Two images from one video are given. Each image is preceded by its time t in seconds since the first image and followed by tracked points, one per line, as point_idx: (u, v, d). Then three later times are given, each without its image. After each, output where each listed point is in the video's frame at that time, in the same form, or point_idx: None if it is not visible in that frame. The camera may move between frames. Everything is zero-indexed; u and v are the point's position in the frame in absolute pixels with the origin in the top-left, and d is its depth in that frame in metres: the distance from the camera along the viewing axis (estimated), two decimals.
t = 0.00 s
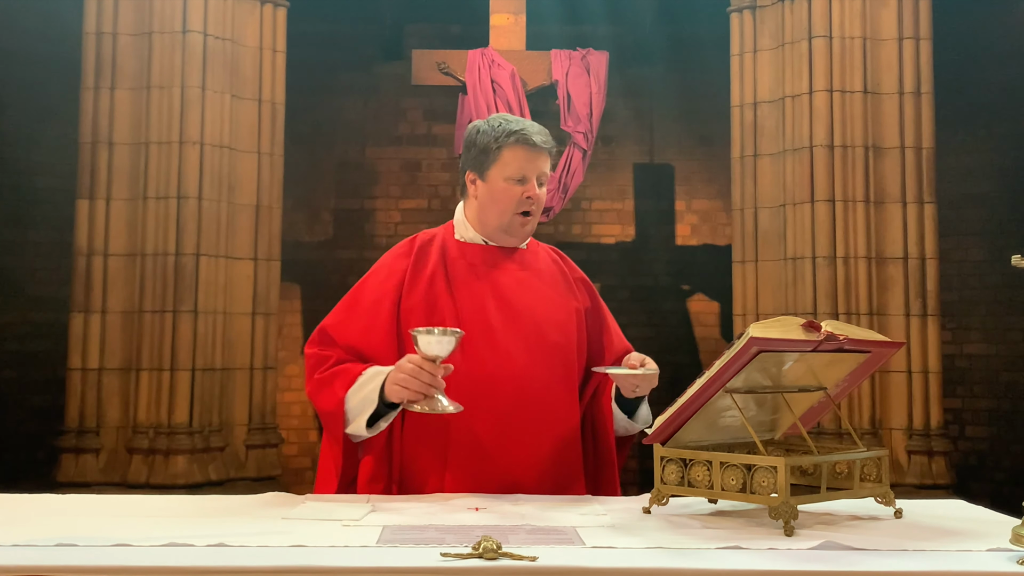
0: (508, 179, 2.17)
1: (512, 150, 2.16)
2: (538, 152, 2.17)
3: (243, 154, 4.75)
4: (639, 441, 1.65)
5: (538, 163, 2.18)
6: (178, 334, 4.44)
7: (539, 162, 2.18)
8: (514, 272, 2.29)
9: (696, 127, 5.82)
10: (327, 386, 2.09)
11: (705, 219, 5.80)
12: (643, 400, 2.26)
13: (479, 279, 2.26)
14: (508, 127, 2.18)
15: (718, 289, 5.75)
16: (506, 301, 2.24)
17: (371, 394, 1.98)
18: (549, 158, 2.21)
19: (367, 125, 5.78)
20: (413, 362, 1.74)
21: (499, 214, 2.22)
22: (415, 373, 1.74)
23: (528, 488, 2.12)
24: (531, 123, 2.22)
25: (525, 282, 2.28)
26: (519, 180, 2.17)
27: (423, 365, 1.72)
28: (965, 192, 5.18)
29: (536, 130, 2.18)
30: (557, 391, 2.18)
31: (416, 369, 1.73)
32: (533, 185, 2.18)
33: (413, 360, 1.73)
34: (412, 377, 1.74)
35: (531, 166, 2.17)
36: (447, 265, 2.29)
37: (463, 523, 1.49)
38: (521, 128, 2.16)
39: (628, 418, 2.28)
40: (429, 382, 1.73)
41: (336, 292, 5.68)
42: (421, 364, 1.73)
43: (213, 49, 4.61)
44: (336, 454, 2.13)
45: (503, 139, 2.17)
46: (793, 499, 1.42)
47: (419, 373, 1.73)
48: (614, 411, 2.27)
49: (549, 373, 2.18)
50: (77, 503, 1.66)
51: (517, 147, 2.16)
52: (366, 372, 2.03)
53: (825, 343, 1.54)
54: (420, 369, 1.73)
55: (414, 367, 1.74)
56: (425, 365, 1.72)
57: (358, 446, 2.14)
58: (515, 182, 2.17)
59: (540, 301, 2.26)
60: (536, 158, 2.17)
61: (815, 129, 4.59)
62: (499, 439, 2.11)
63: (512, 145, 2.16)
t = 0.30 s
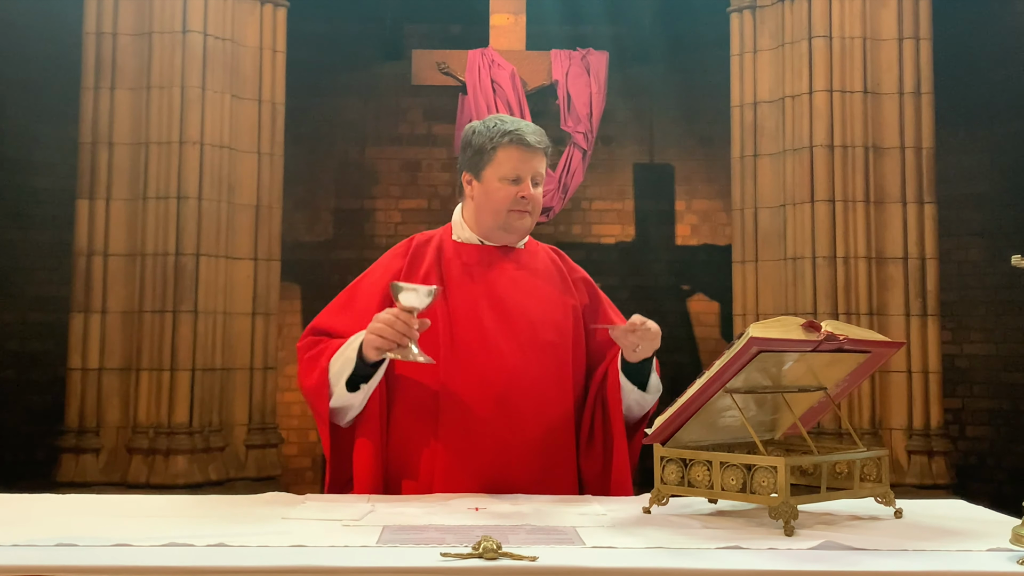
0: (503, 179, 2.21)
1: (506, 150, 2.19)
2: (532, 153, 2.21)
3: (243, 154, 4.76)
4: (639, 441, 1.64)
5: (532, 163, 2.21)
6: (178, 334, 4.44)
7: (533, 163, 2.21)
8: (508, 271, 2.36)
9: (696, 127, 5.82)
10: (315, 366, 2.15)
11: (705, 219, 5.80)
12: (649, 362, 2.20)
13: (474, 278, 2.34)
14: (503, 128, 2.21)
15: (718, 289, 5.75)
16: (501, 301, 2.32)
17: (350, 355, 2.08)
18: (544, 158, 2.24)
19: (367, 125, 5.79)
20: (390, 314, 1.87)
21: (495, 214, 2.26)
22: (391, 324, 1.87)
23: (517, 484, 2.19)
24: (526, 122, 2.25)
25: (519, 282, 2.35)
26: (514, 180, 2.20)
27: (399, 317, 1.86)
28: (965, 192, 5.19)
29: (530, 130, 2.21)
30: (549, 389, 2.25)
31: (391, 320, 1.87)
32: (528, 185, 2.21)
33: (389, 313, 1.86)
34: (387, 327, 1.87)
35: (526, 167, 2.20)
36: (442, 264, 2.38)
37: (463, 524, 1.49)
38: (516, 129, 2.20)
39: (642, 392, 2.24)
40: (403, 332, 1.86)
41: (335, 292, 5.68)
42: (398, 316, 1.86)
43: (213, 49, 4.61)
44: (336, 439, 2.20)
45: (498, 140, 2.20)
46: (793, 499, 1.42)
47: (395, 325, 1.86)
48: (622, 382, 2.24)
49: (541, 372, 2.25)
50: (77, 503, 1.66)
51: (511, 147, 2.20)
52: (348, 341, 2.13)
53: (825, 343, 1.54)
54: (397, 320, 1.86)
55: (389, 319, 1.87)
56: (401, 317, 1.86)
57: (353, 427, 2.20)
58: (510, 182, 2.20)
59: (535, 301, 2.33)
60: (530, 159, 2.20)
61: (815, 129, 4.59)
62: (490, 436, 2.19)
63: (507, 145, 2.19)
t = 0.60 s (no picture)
0: (499, 180, 2.21)
1: (503, 151, 2.19)
2: (529, 154, 2.20)
3: (243, 154, 4.76)
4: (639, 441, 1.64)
5: (529, 164, 2.21)
6: (178, 334, 4.44)
7: (530, 164, 2.21)
8: (504, 270, 2.37)
9: (696, 127, 5.83)
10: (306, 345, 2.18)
11: (705, 219, 5.80)
12: (658, 319, 2.18)
13: (470, 277, 2.36)
14: (500, 129, 2.21)
15: (719, 289, 5.75)
16: (496, 301, 2.33)
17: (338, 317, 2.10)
18: (541, 159, 2.24)
19: (367, 125, 5.79)
20: (378, 273, 1.88)
21: (491, 215, 2.27)
22: (378, 284, 1.87)
23: (510, 484, 2.21)
24: (523, 123, 2.24)
25: (515, 280, 2.37)
26: (510, 181, 2.21)
27: (386, 276, 1.87)
28: (965, 192, 5.19)
29: (527, 131, 2.21)
30: (543, 389, 2.26)
31: (378, 279, 1.87)
32: (524, 186, 2.21)
33: (377, 272, 1.87)
34: (374, 285, 1.88)
35: (523, 168, 2.20)
36: (439, 265, 2.41)
37: (463, 524, 1.49)
38: (513, 131, 2.20)
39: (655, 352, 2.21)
40: (389, 292, 1.87)
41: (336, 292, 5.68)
42: (385, 276, 1.86)
43: (213, 49, 4.61)
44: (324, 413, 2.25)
45: (495, 141, 2.20)
46: (793, 499, 1.42)
47: (382, 284, 1.87)
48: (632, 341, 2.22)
49: (536, 371, 2.26)
50: (78, 503, 1.66)
51: (508, 149, 2.20)
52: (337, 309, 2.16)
53: (825, 343, 1.54)
54: (384, 278, 1.87)
55: (376, 279, 1.88)
56: (389, 276, 1.86)
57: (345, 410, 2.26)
58: (506, 183, 2.21)
59: (531, 300, 2.35)
60: (527, 160, 2.20)
61: (815, 129, 4.59)
62: (484, 435, 2.21)
63: (503, 146, 2.19)
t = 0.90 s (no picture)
0: (498, 180, 2.21)
1: (502, 152, 2.19)
2: (528, 155, 2.20)
3: (243, 154, 4.76)
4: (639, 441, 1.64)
5: (528, 165, 2.20)
6: (178, 334, 4.44)
7: (529, 164, 2.20)
8: (502, 269, 2.38)
9: (695, 128, 5.83)
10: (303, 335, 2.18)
11: (705, 219, 5.80)
12: (661, 291, 2.18)
13: (468, 276, 2.37)
14: (499, 129, 2.21)
15: (718, 289, 5.75)
16: (495, 298, 2.34)
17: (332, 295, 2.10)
18: (540, 160, 2.23)
19: (367, 125, 5.79)
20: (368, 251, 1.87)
21: (490, 214, 2.27)
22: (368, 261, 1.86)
23: (509, 480, 2.20)
24: (522, 123, 2.24)
25: (514, 279, 2.37)
26: (509, 181, 2.20)
27: (376, 253, 1.85)
28: (964, 192, 5.19)
29: (526, 132, 2.21)
30: (541, 385, 2.26)
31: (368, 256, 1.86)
32: (523, 187, 2.21)
33: (366, 250, 1.86)
34: (364, 263, 1.87)
35: (521, 168, 2.19)
36: (438, 264, 2.41)
37: (462, 524, 1.49)
38: (512, 131, 2.19)
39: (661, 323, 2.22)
40: (380, 268, 1.86)
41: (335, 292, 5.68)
42: (375, 253, 1.85)
43: (213, 49, 4.61)
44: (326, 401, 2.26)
45: (493, 142, 2.20)
46: (793, 499, 1.42)
47: (373, 262, 1.86)
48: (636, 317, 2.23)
49: (535, 370, 2.26)
50: (78, 503, 1.66)
51: (507, 149, 2.19)
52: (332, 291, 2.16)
53: (825, 343, 1.54)
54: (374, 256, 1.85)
55: (366, 257, 1.86)
56: (378, 252, 1.85)
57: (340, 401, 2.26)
58: (504, 184, 2.21)
59: (530, 300, 2.35)
60: (526, 161, 2.20)
61: (815, 130, 4.59)
62: (483, 431, 2.21)
63: (502, 147, 2.19)
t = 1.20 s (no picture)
0: (495, 181, 2.21)
1: (498, 152, 2.19)
2: (525, 155, 2.19)
3: (243, 154, 4.76)
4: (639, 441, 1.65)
5: (525, 165, 2.20)
6: (178, 334, 4.44)
7: (525, 165, 2.20)
8: (503, 268, 2.38)
9: (695, 128, 5.83)
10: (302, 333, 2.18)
11: (705, 219, 5.80)
12: (658, 285, 2.18)
13: (468, 276, 2.37)
14: (496, 130, 2.21)
15: (718, 289, 5.75)
16: (494, 297, 2.34)
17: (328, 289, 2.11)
18: (538, 160, 2.22)
19: (367, 125, 5.79)
20: (362, 245, 1.87)
21: (488, 214, 2.29)
22: (362, 255, 1.87)
23: (510, 479, 2.20)
24: (520, 122, 2.23)
25: (514, 279, 2.37)
26: (506, 182, 2.20)
27: (370, 247, 1.86)
28: (964, 192, 5.19)
29: (523, 132, 2.20)
30: (541, 384, 2.26)
31: (362, 250, 1.86)
32: (520, 188, 2.21)
33: (360, 244, 1.87)
34: (358, 257, 1.87)
35: (518, 169, 2.19)
36: (438, 264, 2.42)
37: (462, 524, 1.49)
38: (508, 131, 2.19)
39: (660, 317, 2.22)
40: (374, 262, 1.86)
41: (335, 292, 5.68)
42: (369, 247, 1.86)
43: (213, 49, 4.61)
44: (326, 400, 2.26)
45: (490, 142, 2.20)
46: (793, 499, 1.42)
47: (367, 256, 1.86)
48: (635, 312, 2.23)
49: (535, 369, 2.26)
50: (78, 503, 1.66)
51: (504, 150, 2.19)
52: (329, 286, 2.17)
53: (825, 343, 1.54)
54: (368, 250, 1.86)
55: (361, 250, 1.87)
56: (373, 246, 1.85)
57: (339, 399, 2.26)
58: (501, 184, 2.21)
59: (530, 299, 2.35)
60: (523, 161, 2.19)
61: (815, 130, 4.59)
62: (483, 430, 2.21)
63: (498, 147, 2.19)
